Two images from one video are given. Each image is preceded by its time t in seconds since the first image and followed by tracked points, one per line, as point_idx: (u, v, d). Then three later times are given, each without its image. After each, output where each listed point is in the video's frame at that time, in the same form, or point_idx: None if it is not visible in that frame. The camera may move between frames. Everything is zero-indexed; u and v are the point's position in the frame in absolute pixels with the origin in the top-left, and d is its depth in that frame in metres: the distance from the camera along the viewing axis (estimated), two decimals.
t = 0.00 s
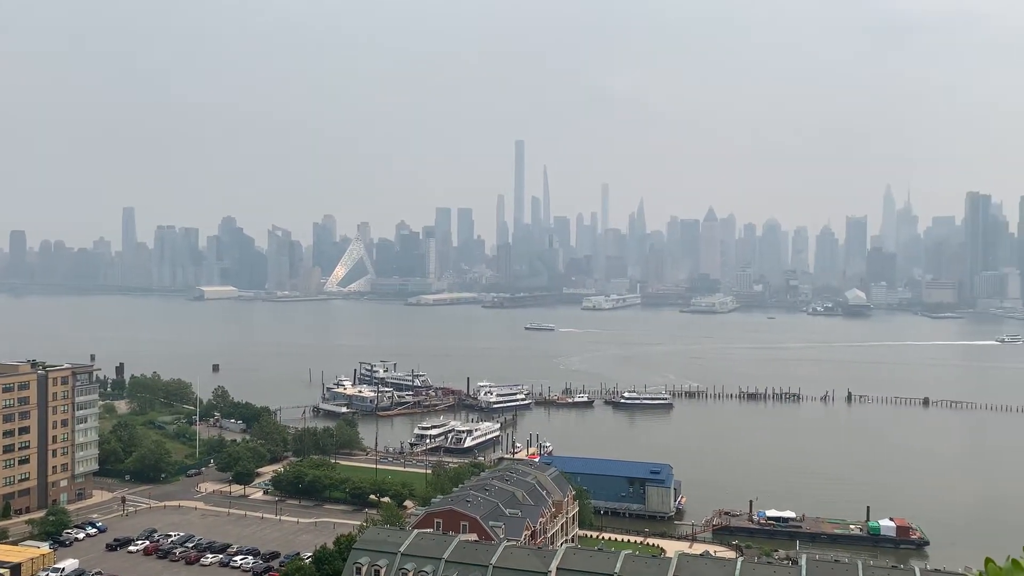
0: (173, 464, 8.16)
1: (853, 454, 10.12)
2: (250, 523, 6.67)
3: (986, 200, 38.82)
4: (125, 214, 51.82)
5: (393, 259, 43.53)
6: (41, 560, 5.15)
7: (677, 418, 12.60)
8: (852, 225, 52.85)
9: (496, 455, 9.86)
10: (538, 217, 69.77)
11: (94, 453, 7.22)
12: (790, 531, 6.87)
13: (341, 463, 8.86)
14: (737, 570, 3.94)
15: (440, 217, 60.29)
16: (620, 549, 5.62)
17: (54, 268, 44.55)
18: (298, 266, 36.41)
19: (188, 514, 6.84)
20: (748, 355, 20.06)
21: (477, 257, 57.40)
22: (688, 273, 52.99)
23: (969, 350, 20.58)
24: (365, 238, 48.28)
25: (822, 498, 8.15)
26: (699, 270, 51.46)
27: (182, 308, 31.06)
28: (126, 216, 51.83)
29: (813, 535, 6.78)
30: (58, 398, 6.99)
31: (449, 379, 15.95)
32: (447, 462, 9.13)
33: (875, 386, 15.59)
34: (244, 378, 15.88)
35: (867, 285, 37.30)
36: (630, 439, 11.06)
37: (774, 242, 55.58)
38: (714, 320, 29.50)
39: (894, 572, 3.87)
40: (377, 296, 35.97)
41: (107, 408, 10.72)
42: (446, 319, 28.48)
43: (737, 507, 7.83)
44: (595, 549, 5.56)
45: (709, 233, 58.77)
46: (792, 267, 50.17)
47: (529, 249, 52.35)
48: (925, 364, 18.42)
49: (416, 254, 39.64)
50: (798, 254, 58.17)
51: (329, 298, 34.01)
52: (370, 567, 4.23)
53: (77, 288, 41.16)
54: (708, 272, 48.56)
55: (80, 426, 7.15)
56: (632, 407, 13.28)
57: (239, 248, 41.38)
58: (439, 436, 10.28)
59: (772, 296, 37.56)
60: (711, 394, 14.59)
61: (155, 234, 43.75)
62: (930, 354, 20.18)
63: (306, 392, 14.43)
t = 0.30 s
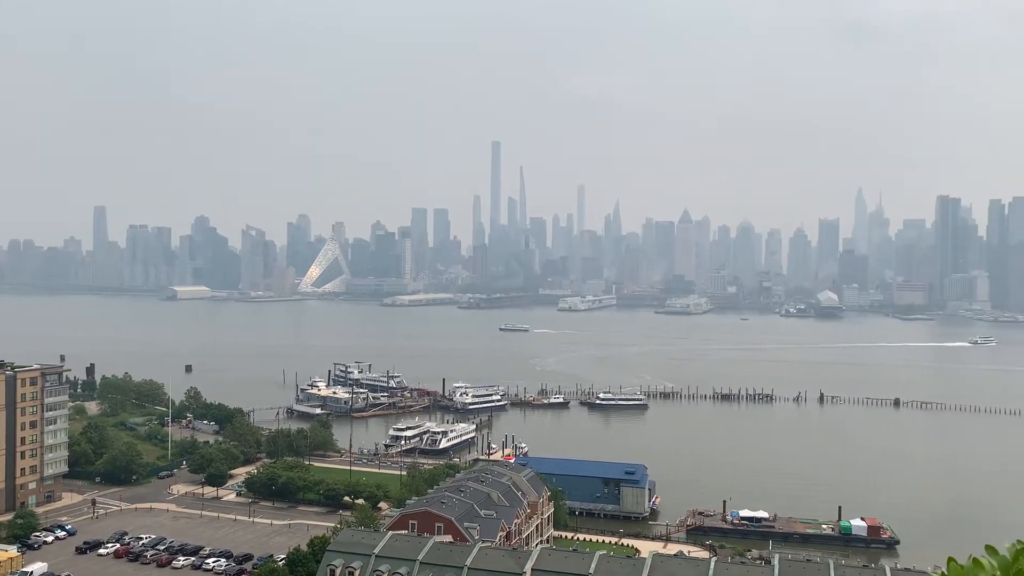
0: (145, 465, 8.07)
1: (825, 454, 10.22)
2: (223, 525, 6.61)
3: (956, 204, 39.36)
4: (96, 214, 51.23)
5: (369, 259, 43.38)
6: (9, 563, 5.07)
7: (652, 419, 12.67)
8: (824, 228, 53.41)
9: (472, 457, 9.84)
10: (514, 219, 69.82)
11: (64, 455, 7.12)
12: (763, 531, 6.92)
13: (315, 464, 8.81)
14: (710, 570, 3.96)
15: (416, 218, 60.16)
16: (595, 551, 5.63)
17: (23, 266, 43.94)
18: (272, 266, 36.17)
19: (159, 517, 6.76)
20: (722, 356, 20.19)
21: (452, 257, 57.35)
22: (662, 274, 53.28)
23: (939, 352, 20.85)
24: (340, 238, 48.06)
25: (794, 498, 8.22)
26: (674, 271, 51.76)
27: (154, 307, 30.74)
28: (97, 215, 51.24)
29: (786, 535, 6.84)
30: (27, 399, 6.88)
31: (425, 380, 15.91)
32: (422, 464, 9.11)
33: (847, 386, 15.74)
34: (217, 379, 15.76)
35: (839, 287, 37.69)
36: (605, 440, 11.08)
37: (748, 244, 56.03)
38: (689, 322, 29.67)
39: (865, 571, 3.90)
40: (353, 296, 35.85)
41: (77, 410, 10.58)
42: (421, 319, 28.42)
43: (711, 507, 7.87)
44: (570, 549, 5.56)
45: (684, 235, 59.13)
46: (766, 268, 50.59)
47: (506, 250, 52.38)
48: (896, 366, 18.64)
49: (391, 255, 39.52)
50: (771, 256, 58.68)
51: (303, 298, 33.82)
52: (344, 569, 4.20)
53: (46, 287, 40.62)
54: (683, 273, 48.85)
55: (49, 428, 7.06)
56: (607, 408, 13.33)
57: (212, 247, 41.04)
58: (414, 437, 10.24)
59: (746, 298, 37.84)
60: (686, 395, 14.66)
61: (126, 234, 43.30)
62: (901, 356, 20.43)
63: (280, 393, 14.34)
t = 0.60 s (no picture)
0: (120, 467, 7.98)
1: (801, 454, 10.27)
2: (199, 527, 6.54)
3: (930, 206, 39.80)
4: (71, 213, 50.66)
5: (347, 259, 43.18)
6: None
7: (630, 419, 12.71)
8: (801, 229, 53.82)
9: (450, 458, 9.81)
10: (494, 219, 69.78)
11: (37, 457, 7.03)
12: (740, 530, 6.95)
13: (292, 466, 8.74)
14: (687, 570, 3.96)
15: (395, 218, 59.99)
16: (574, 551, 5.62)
17: None
18: (249, 266, 35.91)
19: (134, 519, 6.68)
20: (700, 356, 20.27)
21: (432, 257, 57.23)
22: (641, 276, 53.43)
23: (914, 353, 21.05)
24: (318, 238, 47.80)
25: (771, 497, 8.26)
26: (653, 272, 51.95)
27: (129, 307, 30.42)
28: (71, 215, 50.67)
29: (762, 535, 6.86)
30: None
31: (403, 380, 15.84)
32: (400, 465, 9.07)
33: (822, 386, 15.86)
34: (193, 380, 15.61)
35: (816, 288, 37.96)
36: (584, 440, 11.09)
37: (726, 246, 56.35)
38: (668, 323, 29.76)
39: (841, 570, 3.91)
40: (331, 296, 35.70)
41: (51, 411, 10.45)
42: (400, 319, 28.31)
43: (688, 507, 7.89)
44: (548, 550, 5.55)
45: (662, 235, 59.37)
46: (743, 270, 50.88)
47: (485, 250, 52.33)
48: (872, 367, 18.79)
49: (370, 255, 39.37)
50: (749, 257, 59.01)
51: (280, 298, 33.63)
52: (320, 570, 4.16)
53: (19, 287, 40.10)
54: (661, 274, 49.03)
55: (22, 429, 6.96)
56: (586, 408, 13.35)
57: (189, 247, 40.69)
58: (393, 438, 10.19)
59: (724, 299, 38.03)
60: (664, 395, 14.70)
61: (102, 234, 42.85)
62: (876, 356, 20.60)
63: (257, 394, 14.23)
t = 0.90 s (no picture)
0: (100, 467, 7.92)
1: (782, 451, 10.34)
2: (180, 526, 6.50)
3: (910, 203, 40.12)
4: (49, 210, 50.16)
5: (330, 257, 42.99)
6: None
7: (613, 416, 12.74)
8: (783, 227, 54.05)
9: (434, 456, 9.80)
10: (477, 217, 69.76)
11: (16, 457, 6.97)
12: (722, 526, 6.99)
13: (274, 465, 8.70)
14: (670, 567, 3.98)
15: (377, 215, 59.71)
16: (557, 548, 5.64)
17: None
18: (231, 264, 35.69)
19: (115, 519, 6.63)
20: (683, 354, 20.35)
21: (415, 255, 57.03)
22: (624, 274, 53.51)
23: (894, 350, 21.22)
24: (300, 236, 47.58)
25: (754, 494, 8.30)
26: (636, 269, 52.08)
27: (109, 306, 30.16)
28: (49, 212, 50.19)
29: (744, 531, 6.91)
30: None
31: (387, 379, 15.81)
32: (384, 463, 9.06)
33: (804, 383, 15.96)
34: (174, 379, 15.51)
35: (797, 285, 38.20)
36: (568, 438, 11.12)
37: (708, 243, 56.48)
38: (650, 320, 29.85)
39: (821, 566, 3.94)
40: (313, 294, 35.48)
41: (30, 410, 10.35)
42: (382, 318, 28.23)
43: (670, 503, 7.94)
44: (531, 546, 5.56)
45: (645, 233, 59.45)
46: (725, 267, 51.05)
47: (468, 248, 52.32)
48: (852, 363, 18.92)
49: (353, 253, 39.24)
50: (731, 255, 59.26)
51: (262, 296, 33.46)
52: (303, 569, 4.15)
53: None
54: (644, 271, 49.19)
55: (1, 429, 6.90)
56: (569, 406, 13.37)
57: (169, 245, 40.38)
58: (376, 436, 10.17)
59: (707, 296, 38.19)
60: (647, 392, 14.77)
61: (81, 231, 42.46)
62: (857, 353, 20.75)
63: (239, 393, 14.16)
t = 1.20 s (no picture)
0: (85, 466, 7.89)
1: (767, 445, 10.44)
2: (167, 526, 6.49)
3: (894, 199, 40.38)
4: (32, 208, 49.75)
5: (316, 255, 42.88)
6: None
7: (600, 412, 12.80)
8: (768, 222, 54.26)
9: (422, 452, 9.82)
10: (464, 214, 69.71)
11: None
12: (709, 521, 7.04)
13: (262, 463, 8.70)
14: (658, 561, 3.99)
15: (364, 213, 59.57)
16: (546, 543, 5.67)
17: None
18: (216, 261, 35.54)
19: (101, 518, 6.62)
20: (670, 349, 20.41)
21: (402, 252, 56.95)
22: (611, 270, 53.62)
23: (878, 344, 21.36)
24: (286, 232, 47.44)
25: (739, 488, 8.37)
26: (623, 265, 52.19)
27: (93, 304, 29.96)
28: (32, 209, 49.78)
29: (730, 525, 6.97)
30: None
31: (374, 376, 15.80)
32: (371, 460, 9.07)
33: (789, 377, 16.07)
34: (159, 377, 15.45)
35: (782, 280, 38.39)
36: (556, 433, 11.19)
37: (694, 239, 56.69)
38: (637, 316, 29.93)
39: (807, 560, 3.99)
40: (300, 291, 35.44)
41: (14, 410, 10.30)
42: (369, 314, 28.19)
43: (658, 498, 7.99)
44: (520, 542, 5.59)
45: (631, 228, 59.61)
46: (711, 263, 51.24)
47: (455, 245, 52.27)
48: (836, 357, 19.05)
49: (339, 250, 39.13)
50: (717, 250, 59.47)
51: (248, 294, 33.34)
52: (292, 567, 4.16)
53: None
54: (631, 267, 49.32)
55: None
56: (557, 402, 13.42)
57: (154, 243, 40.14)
58: (363, 434, 10.18)
59: (693, 292, 38.35)
60: (634, 387, 14.84)
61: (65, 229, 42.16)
62: (841, 347, 20.87)
63: (225, 391, 14.11)
